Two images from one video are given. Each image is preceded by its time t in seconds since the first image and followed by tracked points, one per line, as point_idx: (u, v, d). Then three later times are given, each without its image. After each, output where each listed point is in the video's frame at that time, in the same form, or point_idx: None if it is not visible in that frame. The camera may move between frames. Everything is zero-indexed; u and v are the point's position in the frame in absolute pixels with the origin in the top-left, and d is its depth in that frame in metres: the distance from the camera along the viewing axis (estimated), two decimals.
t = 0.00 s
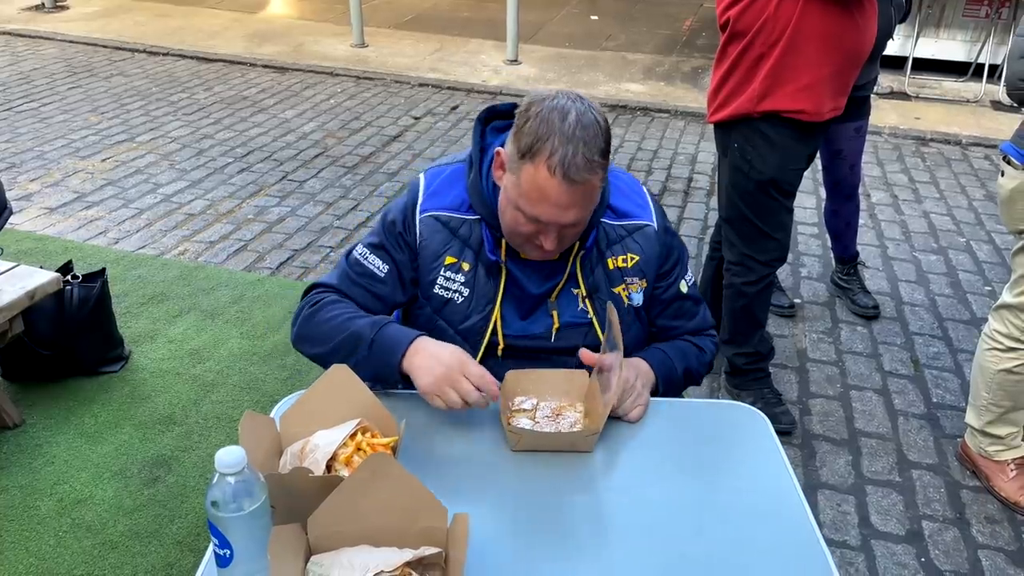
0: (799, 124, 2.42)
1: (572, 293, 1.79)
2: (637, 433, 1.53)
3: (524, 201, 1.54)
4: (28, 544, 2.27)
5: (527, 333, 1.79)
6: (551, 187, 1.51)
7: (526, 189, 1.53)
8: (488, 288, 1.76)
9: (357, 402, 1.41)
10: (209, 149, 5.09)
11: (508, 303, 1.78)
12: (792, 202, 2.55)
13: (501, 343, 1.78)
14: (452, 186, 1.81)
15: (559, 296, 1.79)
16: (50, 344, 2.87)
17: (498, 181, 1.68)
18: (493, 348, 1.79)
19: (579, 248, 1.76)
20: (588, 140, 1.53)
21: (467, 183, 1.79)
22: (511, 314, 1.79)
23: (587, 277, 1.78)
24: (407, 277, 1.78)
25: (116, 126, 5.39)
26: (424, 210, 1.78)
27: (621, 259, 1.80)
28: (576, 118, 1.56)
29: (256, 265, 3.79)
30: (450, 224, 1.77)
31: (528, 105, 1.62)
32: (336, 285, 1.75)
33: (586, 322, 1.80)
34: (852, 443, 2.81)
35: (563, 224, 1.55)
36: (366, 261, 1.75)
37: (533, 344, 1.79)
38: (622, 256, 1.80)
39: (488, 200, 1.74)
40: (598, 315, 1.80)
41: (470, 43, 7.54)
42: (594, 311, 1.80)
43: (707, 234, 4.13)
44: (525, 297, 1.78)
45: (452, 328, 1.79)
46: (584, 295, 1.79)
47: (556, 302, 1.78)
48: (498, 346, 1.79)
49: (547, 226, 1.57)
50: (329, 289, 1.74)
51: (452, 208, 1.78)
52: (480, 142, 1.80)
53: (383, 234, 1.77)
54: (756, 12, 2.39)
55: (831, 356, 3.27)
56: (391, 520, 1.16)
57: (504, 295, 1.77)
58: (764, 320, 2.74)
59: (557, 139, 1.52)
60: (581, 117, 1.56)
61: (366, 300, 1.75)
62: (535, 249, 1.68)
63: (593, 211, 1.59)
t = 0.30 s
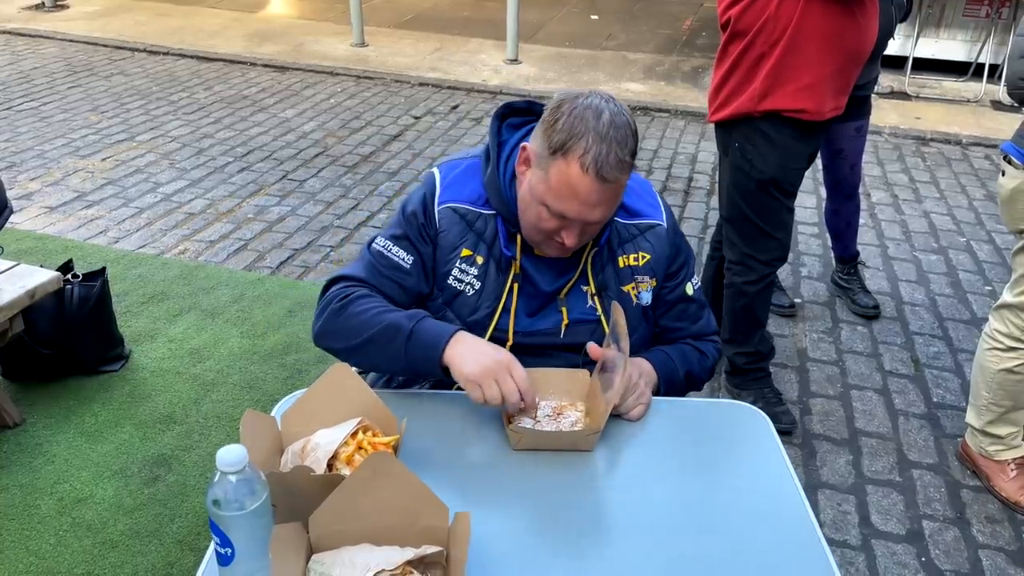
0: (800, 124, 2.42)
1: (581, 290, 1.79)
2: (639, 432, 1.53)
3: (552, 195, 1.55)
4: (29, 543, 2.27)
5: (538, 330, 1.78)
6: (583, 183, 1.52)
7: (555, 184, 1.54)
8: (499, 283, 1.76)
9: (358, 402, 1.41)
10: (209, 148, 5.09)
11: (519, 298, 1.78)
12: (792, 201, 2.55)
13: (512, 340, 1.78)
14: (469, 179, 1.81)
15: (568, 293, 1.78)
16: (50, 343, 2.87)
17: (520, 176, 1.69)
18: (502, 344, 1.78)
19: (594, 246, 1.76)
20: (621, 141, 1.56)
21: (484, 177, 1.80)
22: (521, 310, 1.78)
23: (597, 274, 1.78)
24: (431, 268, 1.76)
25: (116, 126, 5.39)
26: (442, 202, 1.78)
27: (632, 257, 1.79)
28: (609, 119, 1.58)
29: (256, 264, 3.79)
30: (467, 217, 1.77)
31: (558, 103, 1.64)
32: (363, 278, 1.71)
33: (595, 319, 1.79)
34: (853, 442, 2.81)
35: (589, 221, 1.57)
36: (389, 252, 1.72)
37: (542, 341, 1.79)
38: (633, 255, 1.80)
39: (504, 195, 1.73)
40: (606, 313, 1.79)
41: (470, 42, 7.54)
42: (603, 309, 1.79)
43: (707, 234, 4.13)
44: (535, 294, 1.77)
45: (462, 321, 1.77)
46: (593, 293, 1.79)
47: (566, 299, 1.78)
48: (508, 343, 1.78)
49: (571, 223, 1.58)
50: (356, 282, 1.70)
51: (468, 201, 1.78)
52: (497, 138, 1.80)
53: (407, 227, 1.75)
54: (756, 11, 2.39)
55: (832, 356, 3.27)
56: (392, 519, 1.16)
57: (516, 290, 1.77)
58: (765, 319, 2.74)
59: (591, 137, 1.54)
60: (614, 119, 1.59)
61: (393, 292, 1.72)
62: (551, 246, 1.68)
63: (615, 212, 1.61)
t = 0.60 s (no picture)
0: (800, 124, 2.41)
1: (585, 292, 1.78)
2: (639, 433, 1.52)
3: (559, 196, 1.55)
4: (29, 542, 2.27)
5: (541, 332, 1.78)
6: (591, 185, 1.52)
7: (562, 185, 1.54)
8: (502, 284, 1.76)
9: (358, 402, 1.41)
10: (209, 147, 5.09)
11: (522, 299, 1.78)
12: (793, 202, 2.55)
13: (515, 342, 1.77)
14: (473, 179, 1.81)
15: (572, 295, 1.78)
16: (50, 342, 2.87)
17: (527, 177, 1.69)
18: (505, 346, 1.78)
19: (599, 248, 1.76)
20: (631, 144, 1.56)
21: (489, 178, 1.80)
22: (524, 312, 1.78)
23: (601, 277, 1.78)
24: (435, 267, 1.77)
25: (117, 124, 5.39)
26: (447, 201, 1.77)
27: (637, 260, 1.79)
28: (620, 122, 1.59)
29: (256, 263, 3.78)
30: (472, 217, 1.76)
31: (569, 104, 1.64)
32: (369, 277, 1.71)
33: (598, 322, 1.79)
34: (853, 443, 2.81)
35: (595, 224, 1.56)
36: (395, 250, 1.72)
37: (545, 343, 1.78)
38: (638, 257, 1.80)
39: (509, 195, 1.73)
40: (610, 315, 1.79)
41: (471, 42, 7.54)
42: (606, 311, 1.79)
43: (707, 233, 4.13)
44: (538, 295, 1.77)
45: (464, 321, 1.77)
46: (597, 295, 1.78)
47: (569, 302, 1.78)
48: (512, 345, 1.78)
49: (577, 225, 1.58)
50: (361, 280, 1.70)
51: (474, 201, 1.77)
52: (503, 139, 1.81)
53: (412, 226, 1.74)
54: (757, 11, 2.39)
55: (832, 356, 3.27)
56: (391, 519, 1.15)
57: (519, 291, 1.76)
58: (765, 319, 2.74)
59: (601, 139, 1.54)
60: (624, 122, 1.59)
61: (397, 291, 1.72)
62: (556, 248, 1.67)
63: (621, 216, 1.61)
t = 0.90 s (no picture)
0: (800, 124, 2.41)
1: (584, 294, 1.78)
2: (638, 433, 1.52)
3: (557, 197, 1.55)
4: (28, 542, 2.27)
5: (540, 333, 1.78)
6: (588, 186, 1.52)
7: (560, 186, 1.54)
8: (502, 286, 1.75)
9: (358, 403, 1.41)
10: (209, 147, 5.09)
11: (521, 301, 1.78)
12: (793, 202, 2.55)
13: (514, 344, 1.77)
14: (473, 181, 1.81)
15: (571, 297, 1.78)
16: (49, 342, 2.87)
17: (525, 178, 1.69)
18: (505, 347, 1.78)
19: (598, 250, 1.76)
20: (628, 146, 1.56)
21: (488, 180, 1.80)
22: (523, 313, 1.78)
23: (601, 278, 1.78)
24: (434, 268, 1.76)
25: (117, 124, 5.39)
26: (447, 203, 1.77)
27: (636, 262, 1.79)
28: (618, 123, 1.58)
29: (256, 263, 3.78)
30: (472, 219, 1.76)
31: (568, 105, 1.64)
32: (372, 277, 1.71)
33: (597, 323, 1.79)
34: (853, 444, 2.81)
35: (593, 225, 1.56)
36: (395, 251, 1.72)
37: (544, 344, 1.78)
38: (636, 259, 1.79)
39: (508, 198, 1.73)
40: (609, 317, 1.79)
41: (471, 42, 7.54)
42: (606, 313, 1.79)
43: (707, 234, 4.13)
44: (537, 297, 1.77)
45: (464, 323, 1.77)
46: (596, 297, 1.78)
47: (568, 304, 1.78)
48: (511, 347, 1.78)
49: (575, 227, 1.57)
50: (363, 280, 1.70)
51: (473, 203, 1.77)
52: (502, 140, 1.81)
53: (413, 226, 1.74)
54: (757, 11, 2.39)
55: (832, 356, 3.27)
56: (392, 521, 1.15)
57: (519, 292, 1.76)
58: (765, 320, 2.74)
59: (599, 140, 1.54)
60: (623, 123, 1.59)
61: (398, 291, 1.72)
62: (555, 250, 1.67)
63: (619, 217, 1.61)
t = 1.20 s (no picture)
0: (800, 124, 2.41)
1: (584, 294, 1.78)
2: (638, 433, 1.52)
3: (557, 195, 1.55)
4: (28, 542, 2.27)
5: (541, 332, 1.78)
6: (589, 184, 1.52)
7: (561, 184, 1.54)
8: (501, 286, 1.75)
9: (358, 403, 1.41)
10: (208, 146, 5.09)
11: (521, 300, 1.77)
12: (793, 202, 2.55)
13: (515, 343, 1.77)
14: (473, 180, 1.81)
15: (571, 297, 1.78)
16: (49, 342, 2.87)
17: (526, 176, 1.69)
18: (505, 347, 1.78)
19: (598, 250, 1.76)
20: (629, 143, 1.56)
21: (489, 179, 1.80)
22: (523, 312, 1.77)
23: (601, 278, 1.78)
24: (433, 266, 1.76)
25: (117, 123, 5.39)
26: (447, 202, 1.78)
27: (636, 261, 1.79)
28: (619, 121, 1.58)
29: (256, 263, 3.78)
30: (472, 217, 1.76)
31: (569, 103, 1.64)
32: (369, 273, 1.71)
33: (597, 323, 1.79)
34: (853, 444, 2.81)
35: (594, 223, 1.56)
36: (394, 248, 1.72)
37: (544, 343, 1.78)
38: (637, 259, 1.79)
39: (509, 197, 1.73)
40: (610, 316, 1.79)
41: (471, 42, 7.54)
42: (606, 312, 1.79)
43: (707, 234, 4.13)
44: (537, 296, 1.77)
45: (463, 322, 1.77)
46: (596, 297, 1.78)
47: (568, 303, 1.78)
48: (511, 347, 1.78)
49: (575, 225, 1.57)
50: (360, 277, 1.70)
51: (474, 202, 1.77)
52: (502, 139, 1.81)
53: (412, 224, 1.75)
54: (756, 11, 2.39)
55: (832, 356, 3.27)
56: (391, 520, 1.15)
57: (519, 291, 1.76)
58: (765, 320, 2.74)
59: (600, 138, 1.54)
60: (624, 121, 1.59)
61: (396, 288, 1.72)
62: (556, 247, 1.67)
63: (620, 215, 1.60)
